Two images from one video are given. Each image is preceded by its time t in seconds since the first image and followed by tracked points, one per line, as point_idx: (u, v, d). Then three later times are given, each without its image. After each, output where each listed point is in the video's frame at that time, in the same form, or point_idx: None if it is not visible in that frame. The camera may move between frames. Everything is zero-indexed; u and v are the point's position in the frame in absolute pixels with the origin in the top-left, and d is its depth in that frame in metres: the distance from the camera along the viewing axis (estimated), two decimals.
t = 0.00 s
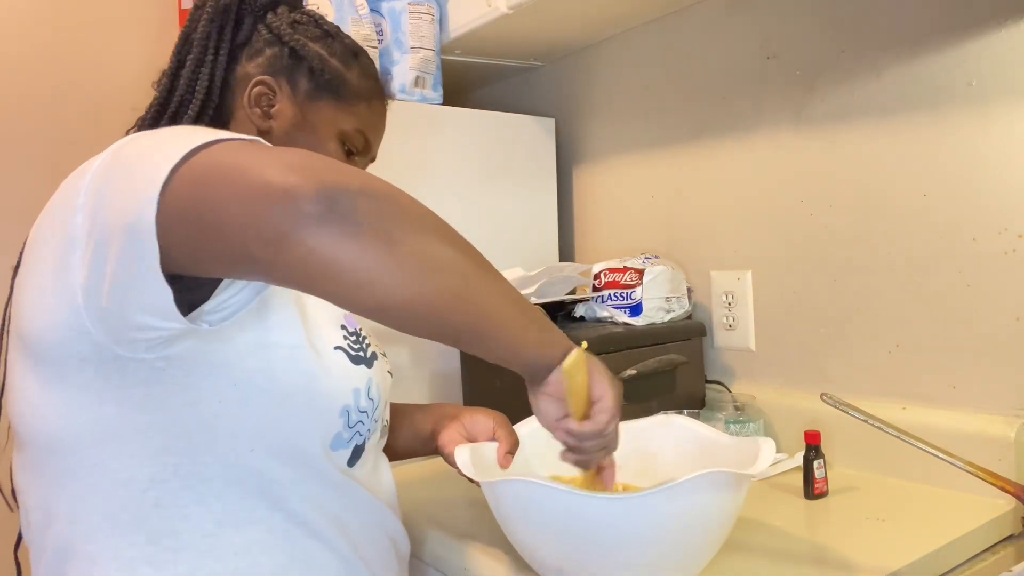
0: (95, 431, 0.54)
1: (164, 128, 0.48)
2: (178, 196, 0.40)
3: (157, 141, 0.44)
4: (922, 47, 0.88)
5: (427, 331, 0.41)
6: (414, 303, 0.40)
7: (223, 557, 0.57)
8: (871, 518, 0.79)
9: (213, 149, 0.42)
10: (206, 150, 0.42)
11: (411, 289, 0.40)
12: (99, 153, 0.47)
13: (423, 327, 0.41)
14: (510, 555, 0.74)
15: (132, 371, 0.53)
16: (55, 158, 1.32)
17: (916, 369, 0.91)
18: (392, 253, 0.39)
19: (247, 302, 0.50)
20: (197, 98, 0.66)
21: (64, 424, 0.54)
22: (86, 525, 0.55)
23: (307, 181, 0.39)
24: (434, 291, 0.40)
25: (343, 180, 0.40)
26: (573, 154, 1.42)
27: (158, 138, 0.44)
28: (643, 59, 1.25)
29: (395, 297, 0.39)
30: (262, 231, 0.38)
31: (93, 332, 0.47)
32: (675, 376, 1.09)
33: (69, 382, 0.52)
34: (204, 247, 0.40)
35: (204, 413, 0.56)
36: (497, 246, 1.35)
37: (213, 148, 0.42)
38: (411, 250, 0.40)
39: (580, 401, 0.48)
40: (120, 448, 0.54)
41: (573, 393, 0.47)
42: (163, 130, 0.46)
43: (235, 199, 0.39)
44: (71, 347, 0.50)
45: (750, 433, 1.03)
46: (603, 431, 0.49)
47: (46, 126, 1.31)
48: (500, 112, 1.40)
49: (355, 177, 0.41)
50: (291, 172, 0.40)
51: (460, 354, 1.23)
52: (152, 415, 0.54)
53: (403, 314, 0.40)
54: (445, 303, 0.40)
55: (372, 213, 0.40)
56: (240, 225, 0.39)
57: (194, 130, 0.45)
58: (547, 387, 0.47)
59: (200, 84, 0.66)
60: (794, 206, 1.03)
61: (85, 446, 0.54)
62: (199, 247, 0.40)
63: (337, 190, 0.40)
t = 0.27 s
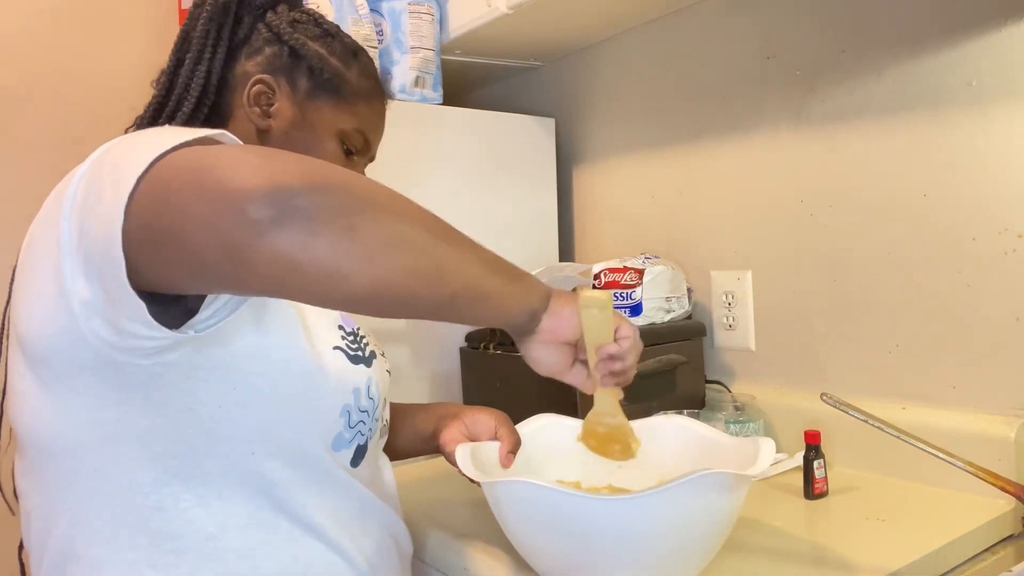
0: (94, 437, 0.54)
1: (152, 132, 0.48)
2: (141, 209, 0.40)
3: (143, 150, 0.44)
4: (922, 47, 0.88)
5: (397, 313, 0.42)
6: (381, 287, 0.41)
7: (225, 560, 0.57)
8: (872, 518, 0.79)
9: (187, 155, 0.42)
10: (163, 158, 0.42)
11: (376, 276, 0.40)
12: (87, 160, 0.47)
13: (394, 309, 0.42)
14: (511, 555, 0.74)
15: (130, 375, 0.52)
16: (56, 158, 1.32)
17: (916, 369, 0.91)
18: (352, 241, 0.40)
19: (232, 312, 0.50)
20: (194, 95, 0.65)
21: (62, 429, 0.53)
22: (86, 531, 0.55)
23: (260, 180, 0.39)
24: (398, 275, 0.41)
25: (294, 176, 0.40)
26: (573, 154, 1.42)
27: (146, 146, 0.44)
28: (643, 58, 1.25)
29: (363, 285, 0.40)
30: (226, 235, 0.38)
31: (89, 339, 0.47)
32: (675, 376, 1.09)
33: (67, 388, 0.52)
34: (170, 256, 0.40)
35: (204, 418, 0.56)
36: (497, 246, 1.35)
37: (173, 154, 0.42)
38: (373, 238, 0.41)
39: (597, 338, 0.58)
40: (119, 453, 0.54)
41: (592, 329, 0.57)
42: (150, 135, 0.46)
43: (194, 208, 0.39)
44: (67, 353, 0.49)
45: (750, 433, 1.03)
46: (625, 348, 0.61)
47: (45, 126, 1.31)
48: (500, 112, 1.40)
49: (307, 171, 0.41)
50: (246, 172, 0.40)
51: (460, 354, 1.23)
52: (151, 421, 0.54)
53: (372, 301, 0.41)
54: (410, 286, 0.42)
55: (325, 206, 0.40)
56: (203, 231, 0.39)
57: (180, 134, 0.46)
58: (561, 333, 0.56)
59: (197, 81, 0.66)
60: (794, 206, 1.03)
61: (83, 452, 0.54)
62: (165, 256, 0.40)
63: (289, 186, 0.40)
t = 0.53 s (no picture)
0: (97, 438, 0.54)
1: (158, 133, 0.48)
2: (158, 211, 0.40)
3: (150, 147, 0.44)
4: (922, 47, 0.88)
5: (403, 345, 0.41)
6: (389, 319, 0.40)
7: (226, 562, 0.57)
8: (872, 518, 0.79)
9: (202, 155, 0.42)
10: (187, 161, 0.41)
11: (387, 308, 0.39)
12: (92, 159, 0.47)
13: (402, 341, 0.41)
14: (511, 556, 0.74)
15: (133, 376, 0.52)
16: (56, 158, 1.32)
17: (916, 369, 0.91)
18: (368, 270, 0.39)
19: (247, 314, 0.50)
20: (193, 94, 0.66)
21: (65, 431, 0.53)
22: (87, 531, 0.55)
23: (285, 196, 0.38)
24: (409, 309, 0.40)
25: (322, 195, 0.39)
26: (573, 154, 1.42)
27: (153, 144, 0.44)
28: (643, 58, 1.25)
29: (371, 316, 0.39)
30: (240, 249, 0.38)
31: (96, 337, 0.48)
32: (675, 376, 1.09)
33: (69, 388, 0.52)
34: (181, 259, 0.39)
35: (205, 420, 0.56)
36: (497, 246, 1.35)
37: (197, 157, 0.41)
38: (390, 270, 0.40)
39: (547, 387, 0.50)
40: (121, 453, 0.54)
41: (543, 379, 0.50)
42: (155, 135, 0.46)
43: (212, 216, 0.38)
44: (70, 352, 0.50)
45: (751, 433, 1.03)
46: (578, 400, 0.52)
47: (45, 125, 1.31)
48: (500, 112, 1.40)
49: (335, 190, 0.40)
50: (270, 186, 0.39)
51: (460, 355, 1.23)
52: (152, 422, 0.54)
53: (377, 332, 0.40)
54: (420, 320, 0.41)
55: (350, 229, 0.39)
56: (219, 240, 0.38)
57: (184, 136, 0.46)
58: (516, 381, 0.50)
59: (196, 80, 0.66)
60: (794, 206, 1.03)
61: (86, 453, 0.54)
62: (176, 260, 0.40)
63: (315, 206, 0.38)
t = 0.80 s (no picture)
0: (89, 437, 0.53)
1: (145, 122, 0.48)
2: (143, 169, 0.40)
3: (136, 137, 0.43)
4: (922, 47, 0.88)
5: (389, 294, 0.40)
6: (373, 259, 0.39)
7: (222, 560, 0.57)
8: (872, 518, 0.79)
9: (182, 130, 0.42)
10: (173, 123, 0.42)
11: (371, 249, 0.39)
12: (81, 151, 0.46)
13: (388, 287, 0.40)
14: (510, 556, 0.74)
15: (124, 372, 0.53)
16: (57, 158, 1.33)
17: (916, 369, 0.91)
18: (352, 208, 0.39)
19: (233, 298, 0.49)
20: (188, 94, 0.66)
21: (57, 429, 0.53)
22: (84, 531, 0.55)
23: (268, 136, 0.39)
24: (393, 251, 0.40)
25: (305, 136, 0.40)
26: (573, 154, 1.42)
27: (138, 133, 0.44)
28: (643, 58, 1.25)
29: (354, 257, 0.39)
30: (223, 189, 0.38)
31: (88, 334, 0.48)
32: (675, 376, 1.09)
33: (63, 386, 0.52)
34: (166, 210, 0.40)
35: (199, 415, 0.56)
36: (498, 246, 1.35)
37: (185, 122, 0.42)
38: (373, 210, 0.40)
39: (542, 363, 0.49)
40: (116, 451, 0.54)
41: (538, 354, 0.49)
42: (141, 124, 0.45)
43: (194, 157, 0.39)
44: (62, 349, 0.50)
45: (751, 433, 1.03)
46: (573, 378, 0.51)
47: (46, 125, 1.32)
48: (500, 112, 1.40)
49: (317, 135, 0.40)
50: (252, 128, 0.39)
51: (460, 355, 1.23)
52: (146, 418, 0.54)
53: (360, 277, 0.39)
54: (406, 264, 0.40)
55: (334, 168, 0.39)
56: (202, 182, 0.38)
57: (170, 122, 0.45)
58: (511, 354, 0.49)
59: (191, 80, 0.66)
60: (794, 206, 1.03)
61: (79, 451, 0.54)
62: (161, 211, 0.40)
63: (298, 143, 0.39)
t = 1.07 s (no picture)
0: (85, 439, 0.54)
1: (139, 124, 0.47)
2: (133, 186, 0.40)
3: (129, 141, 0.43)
4: (922, 47, 0.88)
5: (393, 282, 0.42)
6: (382, 252, 0.41)
7: (218, 560, 0.58)
8: (872, 518, 0.79)
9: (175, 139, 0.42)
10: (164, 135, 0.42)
11: (372, 245, 0.41)
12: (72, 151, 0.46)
13: (392, 276, 0.42)
14: (509, 556, 0.74)
15: (121, 374, 0.52)
16: (57, 158, 1.33)
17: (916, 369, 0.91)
18: (351, 207, 0.41)
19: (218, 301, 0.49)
20: (188, 94, 0.66)
21: (51, 432, 0.53)
22: (79, 533, 0.55)
23: (256, 147, 0.39)
24: (391, 243, 0.42)
25: (291, 142, 0.41)
26: (573, 154, 1.42)
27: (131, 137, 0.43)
28: (643, 58, 1.25)
29: (359, 253, 0.41)
30: (221, 205, 0.38)
31: (81, 337, 0.48)
32: (675, 376, 1.09)
33: (58, 390, 0.52)
34: (161, 230, 0.40)
35: (194, 417, 0.56)
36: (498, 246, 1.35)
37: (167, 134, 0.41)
38: (369, 206, 0.41)
39: (577, 305, 0.59)
40: (113, 453, 0.54)
41: (574, 297, 0.59)
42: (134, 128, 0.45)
43: (185, 175, 0.39)
44: (60, 354, 0.49)
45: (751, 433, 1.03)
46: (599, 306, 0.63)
47: (46, 125, 1.32)
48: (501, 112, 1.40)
49: (301, 137, 0.41)
50: (242, 140, 0.40)
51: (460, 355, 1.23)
52: (142, 420, 0.54)
53: (372, 267, 0.41)
54: (406, 255, 0.42)
55: (326, 171, 0.40)
56: (199, 201, 0.38)
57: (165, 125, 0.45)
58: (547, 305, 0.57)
59: (190, 80, 0.66)
60: (794, 206, 1.03)
61: (75, 453, 0.54)
62: (155, 231, 0.40)
63: (287, 150, 0.40)
